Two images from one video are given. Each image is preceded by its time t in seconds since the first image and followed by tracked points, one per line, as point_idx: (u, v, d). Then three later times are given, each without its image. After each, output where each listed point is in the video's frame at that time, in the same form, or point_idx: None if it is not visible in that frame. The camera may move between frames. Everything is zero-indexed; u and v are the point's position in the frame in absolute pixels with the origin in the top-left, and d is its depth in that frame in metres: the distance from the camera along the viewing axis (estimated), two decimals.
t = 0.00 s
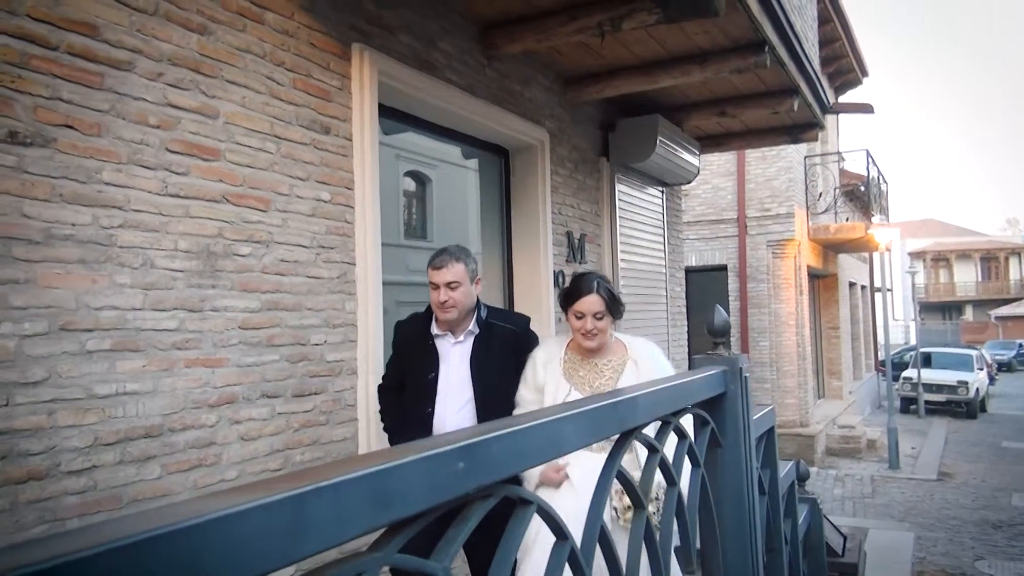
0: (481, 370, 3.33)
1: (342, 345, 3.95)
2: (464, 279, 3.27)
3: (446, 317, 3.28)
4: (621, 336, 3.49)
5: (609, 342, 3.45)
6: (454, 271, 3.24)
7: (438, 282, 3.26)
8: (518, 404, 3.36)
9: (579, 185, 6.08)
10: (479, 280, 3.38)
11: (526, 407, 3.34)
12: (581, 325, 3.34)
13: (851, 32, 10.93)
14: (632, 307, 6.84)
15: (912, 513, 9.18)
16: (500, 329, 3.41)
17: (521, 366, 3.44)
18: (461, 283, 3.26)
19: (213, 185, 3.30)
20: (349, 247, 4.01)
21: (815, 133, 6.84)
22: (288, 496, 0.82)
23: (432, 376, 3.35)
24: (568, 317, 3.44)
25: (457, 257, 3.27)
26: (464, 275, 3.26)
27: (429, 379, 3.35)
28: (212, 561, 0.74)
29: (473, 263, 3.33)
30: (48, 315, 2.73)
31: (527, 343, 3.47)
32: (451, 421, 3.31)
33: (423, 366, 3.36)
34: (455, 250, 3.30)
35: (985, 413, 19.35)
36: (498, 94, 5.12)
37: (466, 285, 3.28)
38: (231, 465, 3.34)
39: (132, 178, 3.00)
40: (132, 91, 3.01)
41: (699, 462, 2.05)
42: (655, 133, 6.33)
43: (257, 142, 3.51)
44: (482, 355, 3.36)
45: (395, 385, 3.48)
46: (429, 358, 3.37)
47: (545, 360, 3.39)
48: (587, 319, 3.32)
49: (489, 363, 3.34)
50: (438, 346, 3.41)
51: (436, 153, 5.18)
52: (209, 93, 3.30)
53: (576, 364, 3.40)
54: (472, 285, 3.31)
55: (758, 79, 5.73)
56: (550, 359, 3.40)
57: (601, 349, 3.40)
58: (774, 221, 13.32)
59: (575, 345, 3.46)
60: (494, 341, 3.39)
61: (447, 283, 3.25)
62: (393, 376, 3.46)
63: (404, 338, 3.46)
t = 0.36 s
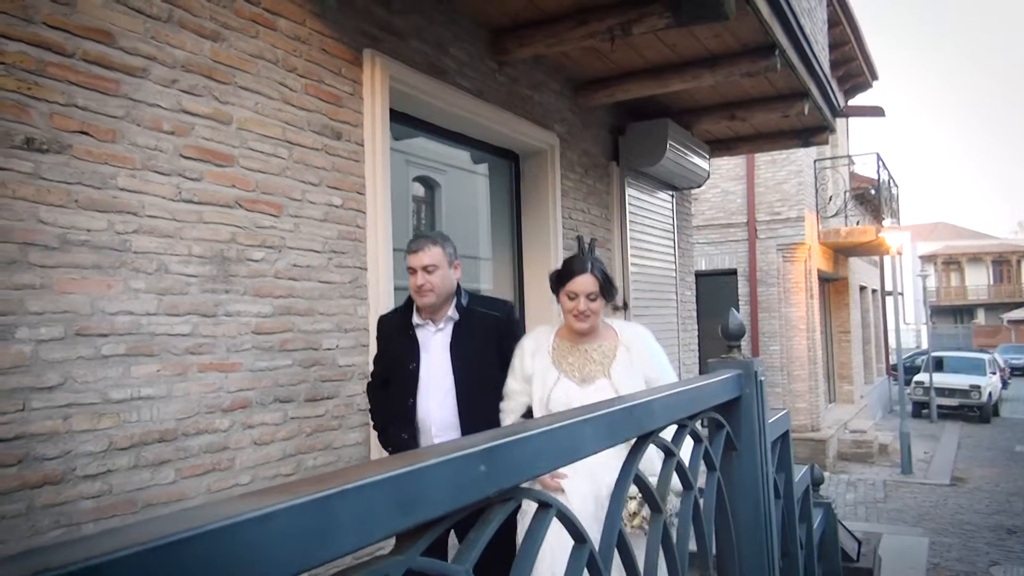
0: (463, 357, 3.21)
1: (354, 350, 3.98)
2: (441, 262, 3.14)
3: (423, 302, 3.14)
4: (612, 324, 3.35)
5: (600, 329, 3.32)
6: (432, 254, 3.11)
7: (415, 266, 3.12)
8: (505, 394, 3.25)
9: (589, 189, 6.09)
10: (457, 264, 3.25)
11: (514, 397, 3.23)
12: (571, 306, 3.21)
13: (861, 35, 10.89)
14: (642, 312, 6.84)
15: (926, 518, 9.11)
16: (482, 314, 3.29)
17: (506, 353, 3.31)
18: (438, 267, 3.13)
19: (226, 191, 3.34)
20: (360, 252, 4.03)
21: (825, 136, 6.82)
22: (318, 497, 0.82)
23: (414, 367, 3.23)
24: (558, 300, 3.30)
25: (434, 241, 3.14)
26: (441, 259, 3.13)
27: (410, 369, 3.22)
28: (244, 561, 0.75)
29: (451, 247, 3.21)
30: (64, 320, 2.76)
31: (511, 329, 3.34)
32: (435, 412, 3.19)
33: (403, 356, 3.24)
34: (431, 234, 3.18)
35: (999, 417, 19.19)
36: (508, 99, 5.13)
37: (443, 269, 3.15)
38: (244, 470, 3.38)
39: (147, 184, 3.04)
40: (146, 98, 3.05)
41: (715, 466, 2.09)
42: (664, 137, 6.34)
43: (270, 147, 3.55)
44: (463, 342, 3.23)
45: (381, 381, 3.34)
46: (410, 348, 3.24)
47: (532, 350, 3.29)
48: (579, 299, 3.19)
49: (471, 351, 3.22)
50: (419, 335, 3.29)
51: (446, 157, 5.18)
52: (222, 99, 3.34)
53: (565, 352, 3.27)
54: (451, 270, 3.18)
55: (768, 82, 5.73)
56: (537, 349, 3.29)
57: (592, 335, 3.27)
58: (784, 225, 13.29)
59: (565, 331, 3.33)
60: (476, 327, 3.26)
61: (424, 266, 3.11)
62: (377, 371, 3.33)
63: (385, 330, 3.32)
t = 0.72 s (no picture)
0: (457, 331, 3.06)
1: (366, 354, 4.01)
2: (438, 234, 3.03)
3: (418, 274, 3.03)
4: (616, 296, 3.20)
5: (604, 301, 3.17)
6: (427, 225, 3.00)
7: (410, 238, 3.02)
8: (504, 369, 3.11)
9: (599, 192, 6.09)
10: (454, 238, 3.13)
11: (513, 370, 3.10)
12: (575, 277, 3.08)
13: (870, 35, 10.84)
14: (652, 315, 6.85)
15: (938, 521, 9.07)
16: (477, 288, 3.14)
17: (504, 329, 3.16)
18: (434, 239, 3.02)
19: (238, 196, 3.37)
20: (372, 256, 4.05)
21: (837, 138, 6.80)
22: (342, 499, 0.84)
23: (408, 342, 3.08)
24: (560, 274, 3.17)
25: (431, 213, 3.04)
26: (438, 231, 3.02)
27: (404, 344, 3.07)
28: (271, 562, 0.76)
29: (448, 220, 3.10)
30: (80, 325, 2.79)
31: (510, 306, 3.18)
32: (429, 389, 3.04)
33: (397, 331, 3.09)
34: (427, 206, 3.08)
35: (1013, 420, 19.06)
36: (518, 102, 5.14)
37: (439, 242, 3.04)
38: (258, 473, 3.42)
39: (161, 190, 3.08)
40: (161, 104, 3.09)
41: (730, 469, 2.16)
42: (674, 140, 6.33)
43: (282, 152, 3.57)
44: (458, 315, 3.08)
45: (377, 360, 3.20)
46: (404, 323, 3.09)
47: (532, 323, 3.14)
48: (583, 271, 3.06)
49: (466, 324, 3.07)
50: (414, 309, 3.14)
51: (456, 161, 5.18)
52: (235, 104, 3.37)
53: (569, 323, 3.12)
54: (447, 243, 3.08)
55: (778, 83, 5.71)
56: (539, 321, 3.14)
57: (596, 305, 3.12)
58: (794, 227, 13.26)
59: (568, 303, 3.18)
60: (472, 301, 3.12)
61: (419, 238, 3.00)
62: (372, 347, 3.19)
63: (380, 306, 3.20)
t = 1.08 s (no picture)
0: (458, 322, 2.98)
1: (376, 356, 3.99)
2: (441, 225, 2.96)
3: (420, 266, 2.96)
4: (624, 284, 2.98)
5: (613, 290, 2.95)
6: (431, 216, 2.92)
7: (413, 228, 2.95)
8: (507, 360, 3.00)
9: (609, 193, 6.05)
10: (458, 228, 3.06)
11: (517, 360, 2.91)
12: (585, 266, 2.83)
13: (883, 34, 10.77)
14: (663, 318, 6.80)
15: (955, 527, 8.96)
16: (480, 279, 3.07)
17: (507, 320, 3.08)
18: (437, 230, 2.94)
19: (248, 197, 3.36)
20: (381, 258, 4.03)
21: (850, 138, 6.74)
22: (365, 497, 0.82)
23: (409, 336, 3.01)
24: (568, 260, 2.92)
25: (434, 203, 2.96)
26: (441, 222, 2.95)
27: (406, 338, 3.00)
28: (294, 561, 0.74)
29: (453, 211, 3.03)
30: (90, 327, 2.78)
31: (512, 296, 3.10)
32: (431, 383, 2.98)
33: (398, 326, 3.02)
34: (432, 195, 3.01)
35: None
36: (528, 102, 5.11)
37: (443, 233, 2.97)
38: (268, 476, 3.41)
39: (172, 191, 3.06)
40: (171, 105, 3.08)
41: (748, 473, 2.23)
42: (685, 140, 6.28)
43: (292, 153, 3.56)
44: (460, 307, 3.01)
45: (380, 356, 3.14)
46: (405, 316, 3.03)
47: (538, 312, 2.93)
48: (593, 259, 2.81)
49: (468, 316, 3.00)
50: (415, 302, 3.09)
51: (464, 162, 5.15)
52: (245, 105, 3.36)
53: (578, 313, 2.88)
54: (451, 234, 3.00)
55: (790, 83, 5.67)
56: (544, 310, 2.93)
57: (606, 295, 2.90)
58: (806, 228, 13.18)
59: (575, 291, 2.94)
60: (474, 292, 3.05)
61: (422, 228, 2.93)
62: (374, 342, 3.13)
63: (381, 299, 3.13)
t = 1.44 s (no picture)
0: (464, 331, 2.87)
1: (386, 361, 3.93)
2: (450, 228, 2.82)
3: (426, 270, 2.83)
4: (632, 292, 2.91)
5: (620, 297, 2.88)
6: (439, 218, 2.79)
7: (420, 231, 2.81)
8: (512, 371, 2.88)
9: (623, 197, 5.98)
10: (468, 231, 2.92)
11: (521, 376, 2.86)
12: (591, 269, 2.78)
13: (903, 37, 10.64)
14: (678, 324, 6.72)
15: (977, 543, 8.78)
16: (488, 285, 2.95)
17: (514, 327, 2.98)
18: (446, 233, 2.81)
19: (258, 198, 3.32)
20: (393, 261, 3.97)
21: (869, 142, 6.64)
22: (393, 497, 0.83)
23: (414, 342, 2.89)
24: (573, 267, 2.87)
25: (443, 204, 2.83)
26: (450, 224, 2.81)
27: (409, 345, 2.89)
28: (325, 561, 0.75)
29: (462, 212, 2.89)
30: (98, 328, 2.74)
31: (520, 302, 3.00)
32: (434, 393, 2.86)
33: (402, 331, 2.91)
34: (441, 196, 2.87)
35: None
36: (541, 105, 5.06)
37: (451, 236, 2.83)
38: (276, 482, 3.36)
39: (181, 191, 3.02)
40: (182, 104, 3.04)
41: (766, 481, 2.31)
42: (701, 143, 6.20)
43: (303, 154, 3.52)
44: (466, 315, 2.90)
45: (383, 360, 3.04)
46: (409, 321, 2.91)
47: (541, 331, 2.85)
48: (601, 262, 2.76)
49: (474, 325, 2.89)
50: (420, 307, 2.97)
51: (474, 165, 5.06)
52: (256, 105, 3.32)
53: (581, 324, 2.82)
54: (459, 238, 2.87)
55: (809, 86, 5.58)
56: (547, 322, 2.86)
57: (612, 302, 2.83)
58: (824, 234, 13.04)
59: (580, 300, 2.89)
60: (481, 298, 2.94)
61: (429, 231, 2.79)
62: (376, 348, 3.03)
63: (384, 304, 3.02)
